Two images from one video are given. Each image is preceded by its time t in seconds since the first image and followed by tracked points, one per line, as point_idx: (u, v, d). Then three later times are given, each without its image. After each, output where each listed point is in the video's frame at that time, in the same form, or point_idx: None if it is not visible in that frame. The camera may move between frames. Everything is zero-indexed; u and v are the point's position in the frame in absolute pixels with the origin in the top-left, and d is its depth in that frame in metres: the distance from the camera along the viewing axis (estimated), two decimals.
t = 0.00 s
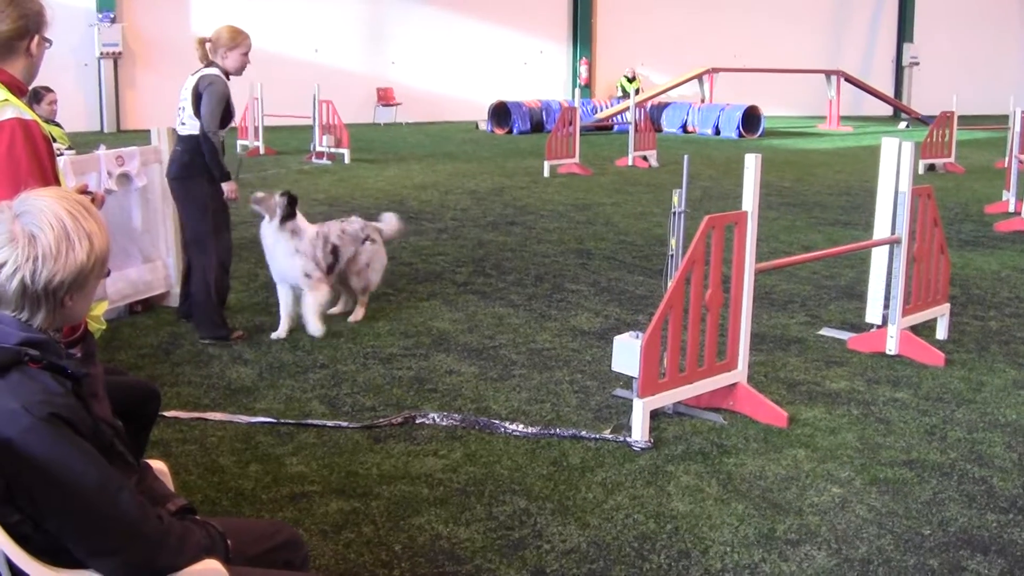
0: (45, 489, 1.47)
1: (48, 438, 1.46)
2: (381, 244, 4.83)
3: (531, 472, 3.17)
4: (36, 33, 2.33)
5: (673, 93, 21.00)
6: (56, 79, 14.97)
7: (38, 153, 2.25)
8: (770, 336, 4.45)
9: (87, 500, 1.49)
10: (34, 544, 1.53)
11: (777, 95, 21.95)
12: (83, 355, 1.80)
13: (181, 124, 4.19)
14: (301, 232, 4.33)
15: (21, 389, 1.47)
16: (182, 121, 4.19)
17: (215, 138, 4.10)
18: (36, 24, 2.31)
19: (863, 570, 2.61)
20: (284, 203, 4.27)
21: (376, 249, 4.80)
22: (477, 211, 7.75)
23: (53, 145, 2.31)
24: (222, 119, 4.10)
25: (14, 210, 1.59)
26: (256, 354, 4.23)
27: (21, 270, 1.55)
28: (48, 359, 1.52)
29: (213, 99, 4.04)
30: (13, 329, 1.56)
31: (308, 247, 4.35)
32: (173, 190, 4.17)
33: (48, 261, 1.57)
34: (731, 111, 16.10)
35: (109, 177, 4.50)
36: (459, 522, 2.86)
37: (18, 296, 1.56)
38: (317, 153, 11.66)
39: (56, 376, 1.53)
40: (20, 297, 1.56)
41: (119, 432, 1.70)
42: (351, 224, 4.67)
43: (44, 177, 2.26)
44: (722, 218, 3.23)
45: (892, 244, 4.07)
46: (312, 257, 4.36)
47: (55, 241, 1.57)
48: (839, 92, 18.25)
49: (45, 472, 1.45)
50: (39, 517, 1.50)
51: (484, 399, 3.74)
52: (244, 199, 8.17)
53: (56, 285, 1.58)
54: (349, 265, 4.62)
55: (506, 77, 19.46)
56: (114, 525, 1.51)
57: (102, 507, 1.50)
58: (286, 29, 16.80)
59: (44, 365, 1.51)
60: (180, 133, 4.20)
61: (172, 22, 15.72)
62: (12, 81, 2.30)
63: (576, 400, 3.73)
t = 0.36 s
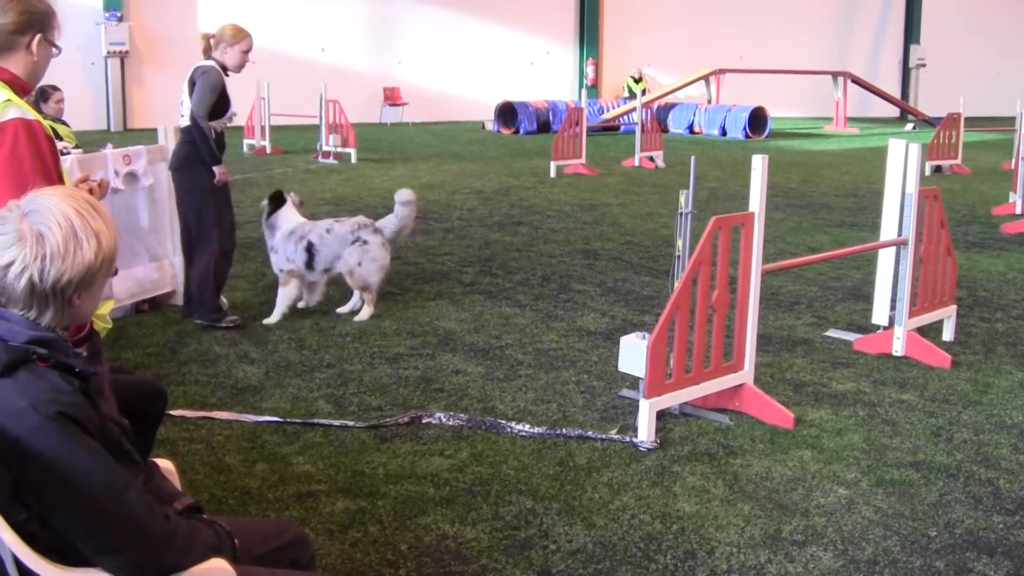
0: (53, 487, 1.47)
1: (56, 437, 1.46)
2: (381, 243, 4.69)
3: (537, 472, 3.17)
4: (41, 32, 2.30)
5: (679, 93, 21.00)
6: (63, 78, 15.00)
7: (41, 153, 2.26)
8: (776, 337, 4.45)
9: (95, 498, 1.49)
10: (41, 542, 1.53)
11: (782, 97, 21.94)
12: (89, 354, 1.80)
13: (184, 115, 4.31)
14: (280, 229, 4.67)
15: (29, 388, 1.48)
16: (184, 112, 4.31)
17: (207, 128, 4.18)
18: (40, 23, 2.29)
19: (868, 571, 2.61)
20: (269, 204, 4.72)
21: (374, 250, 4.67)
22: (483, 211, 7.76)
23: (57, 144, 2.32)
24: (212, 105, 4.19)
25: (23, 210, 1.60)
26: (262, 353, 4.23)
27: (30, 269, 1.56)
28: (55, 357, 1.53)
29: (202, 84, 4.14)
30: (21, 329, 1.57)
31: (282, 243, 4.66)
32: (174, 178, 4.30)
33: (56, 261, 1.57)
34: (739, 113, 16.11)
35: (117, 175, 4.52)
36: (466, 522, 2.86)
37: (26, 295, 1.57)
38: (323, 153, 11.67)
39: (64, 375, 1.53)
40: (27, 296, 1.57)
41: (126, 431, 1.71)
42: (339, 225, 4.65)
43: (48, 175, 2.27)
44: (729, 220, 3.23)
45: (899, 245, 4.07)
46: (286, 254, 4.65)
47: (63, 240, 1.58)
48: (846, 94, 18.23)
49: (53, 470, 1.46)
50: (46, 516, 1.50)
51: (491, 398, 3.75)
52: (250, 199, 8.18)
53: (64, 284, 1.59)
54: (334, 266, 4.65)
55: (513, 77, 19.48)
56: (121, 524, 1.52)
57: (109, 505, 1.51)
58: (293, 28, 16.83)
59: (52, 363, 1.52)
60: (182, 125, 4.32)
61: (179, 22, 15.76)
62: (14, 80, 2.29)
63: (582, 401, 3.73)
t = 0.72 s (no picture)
0: (56, 486, 1.47)
1: (58, 435, 1.46)
2: (375, 238, 4.69)
3: (539, 470, 3.17)
4: (40, 31, 2.29)
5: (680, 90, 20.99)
6: (65, 74, 14.97)
7: (41, 151, 2.25)
8: (779, 335, 4.45)
9: (97, 496, 1.49)
10: (42, 540, 1.53)
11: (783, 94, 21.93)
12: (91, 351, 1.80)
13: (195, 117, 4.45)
14: (289, 227, 4.77)
15: (31, 386, 1.48)
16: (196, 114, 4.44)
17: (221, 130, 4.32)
18: (40, 23, 2.28)
19: (870, 569, 2.61)
20: (278, 202, 4.73)
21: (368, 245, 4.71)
22: (486, 209, 7.75)
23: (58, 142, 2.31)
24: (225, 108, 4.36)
25: (25, 208, 1.60)
26: (264, 351, 4.23)
27: (31, 267, 1.56)
28: (57, 355, 1.52)
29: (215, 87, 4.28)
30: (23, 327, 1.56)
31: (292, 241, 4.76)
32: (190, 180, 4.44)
33: (59, 259, 1.57)
34: (740, 110, 16.11)
35: (119, 173, 4.50)
36: (468, 519, 2.86)
37: (28, 292, 1.57)
38: (325, 151, 11.66)
39: (65, 372, 1.53)
40: (29, 294, 1.57)
41: (128, 429, 1.70)
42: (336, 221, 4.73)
43: (48, 172, 2.26)
44: (732, 217, 3.22)
45: (901, 243, 4.07)
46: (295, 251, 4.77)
47: (65, 238, 1.58)
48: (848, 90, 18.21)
49: (55, 469, 1.46)
50: (48, 513, 1.50)
51: (493, 396, 3.74)
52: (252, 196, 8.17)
53: (66, 283, 1.58)
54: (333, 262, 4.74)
55: (514, 74, 19.47)
56: (123, 522, 1.52)
57: (111, 503, 1.50)
58: (296, 26, 16.79)
59: (53, 361, 1.52)
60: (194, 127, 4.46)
61: (181, 19, 15.73)
62: (13, 77, 2.29)
63: (585, 398, 3.73)
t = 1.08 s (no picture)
0: (53, 485, 1.46)
1: (54, 433, 1.45)
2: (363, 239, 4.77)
3: (539, 462, 3.16)
4: (29, 33, 2.29)
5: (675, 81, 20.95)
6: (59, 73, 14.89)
7: (37, 146, 2.24)
8: (777, 323, 4.44)
9: (94, 494, 1.48)
10: (40, 539, 1.52)
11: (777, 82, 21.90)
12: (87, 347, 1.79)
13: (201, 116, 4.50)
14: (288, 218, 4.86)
15: (26, 384, 1.47)
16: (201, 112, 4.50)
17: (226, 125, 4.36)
18: (29, 26, 2.27)
19: (870, 556, 2.61)
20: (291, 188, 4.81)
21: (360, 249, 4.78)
22: (483, 201, 7.74)
23: (52, 139, 2.31)
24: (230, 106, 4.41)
25: (18, 207, 1.58)
26: (261, 347, 4.22)
27: (25, 267, 1.54)
28: (52, 354, 1.51)
29: (219, 84, 4.36)
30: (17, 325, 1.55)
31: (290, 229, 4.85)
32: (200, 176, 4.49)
33: (52, 258, 1.56)
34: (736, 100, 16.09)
35: (114, 171, 4.49)
36: (467, 512, 2.86)
37: (21, 291, 1.55)
38: (321, 146, 11.62)
39: (61, 371, 1.52)
40: (23, 294, 1.56)
41: (124, 426, 1.69)
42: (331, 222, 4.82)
43: (44, 167, 2.25)
44: (728, 206, 3.21)
45: (898, 230, 4.06)
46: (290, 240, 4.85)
47: (59, 237, 1.56)
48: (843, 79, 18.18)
49: (51, 467, 1.44)
50: (45, 512, 1.49)
51: (491, 389, 3.74)
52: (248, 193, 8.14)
53: (60, 282, 1.57)
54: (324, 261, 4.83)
55: (508, 67, 19.43)
56: (120, 520, 1.51)
57: (108, 502, 1.49)
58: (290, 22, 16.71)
59: (49, 360, 1.50)
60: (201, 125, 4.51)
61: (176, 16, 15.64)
62: (4, 76, 2.28)
63: (583, 389, 3.73)
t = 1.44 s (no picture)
0: (41, 494, 1.45)
1: (41, 442, 1.44)
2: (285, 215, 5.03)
3: (532, 463, 3.16)
4: (12, 42, 2.27)
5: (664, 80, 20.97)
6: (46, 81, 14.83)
7: (19, 154, 2.23)
8: (767, 321, 4.45)
9: (84, 503, 1.47)
10: (29, 548, 1.51)
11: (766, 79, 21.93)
12: (75, 355, 1.77)
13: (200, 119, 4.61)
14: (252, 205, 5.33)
15: (12, 394, 1.45)
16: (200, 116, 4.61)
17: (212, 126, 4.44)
18: (12, 33, 2.26)
19: (864, 552, 2.61)
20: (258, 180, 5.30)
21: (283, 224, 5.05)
22: (472, 203, 7.73)
23: (34, 147, 2.30)
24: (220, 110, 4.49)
25: (5, 214, 1.57)
26: (252, 352, 4.20)
27: (11, 274, 1.53)
28: (39, 363, 1.49)
29: (208, 87, 4.44)
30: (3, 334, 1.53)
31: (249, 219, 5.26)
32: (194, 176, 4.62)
33: (38, 266, 1.54)
34: (724, 97, 16.11)
35: (102, 178, 4.46)
36: (460, 515, 2.85)
37: (8, 299, 1.54)
38: (310, 150, 11.60)
39: (48, 379, 1.50)
40: (9, 301, 1.54)
41: (113, 435, 1.68)
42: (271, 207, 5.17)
43: (27, 175, 2.24)
44: (717, 205, 3.21)
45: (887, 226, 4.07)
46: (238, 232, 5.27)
47: (44, 244, 1.55)
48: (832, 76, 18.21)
49: (39, 476, 1.43)
50: (34, 521, 1.48)
51: (483, 391, 3.73)
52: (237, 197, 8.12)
53: (47, 289, 1.56)
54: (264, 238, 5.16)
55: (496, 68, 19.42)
56: (109, 529, 1.50)
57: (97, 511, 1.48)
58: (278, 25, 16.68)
59: (36, 368, 1.49)
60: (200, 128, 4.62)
61: (163, 21, 15.60)
62: None
63: (574, 390, 3.73)
